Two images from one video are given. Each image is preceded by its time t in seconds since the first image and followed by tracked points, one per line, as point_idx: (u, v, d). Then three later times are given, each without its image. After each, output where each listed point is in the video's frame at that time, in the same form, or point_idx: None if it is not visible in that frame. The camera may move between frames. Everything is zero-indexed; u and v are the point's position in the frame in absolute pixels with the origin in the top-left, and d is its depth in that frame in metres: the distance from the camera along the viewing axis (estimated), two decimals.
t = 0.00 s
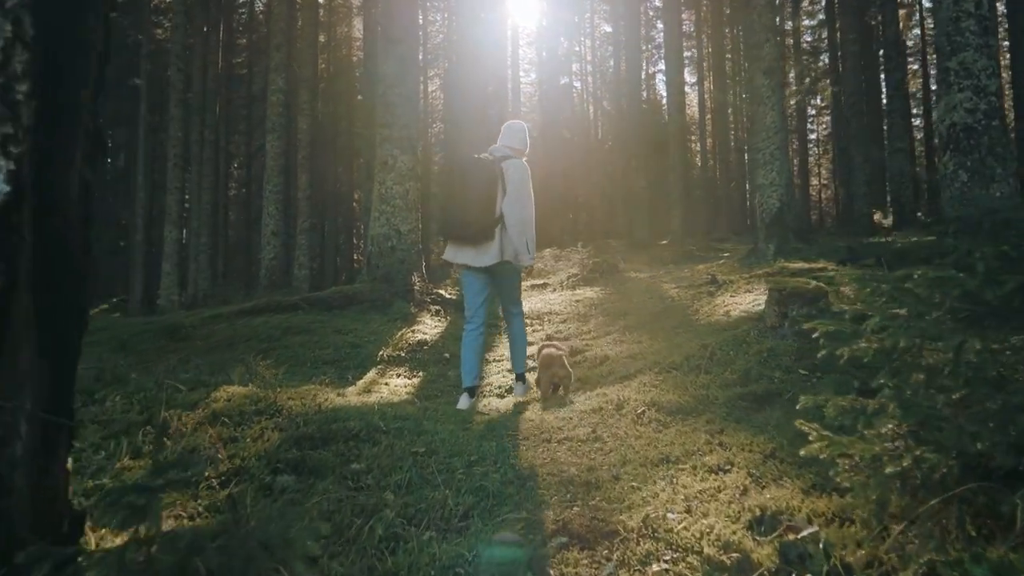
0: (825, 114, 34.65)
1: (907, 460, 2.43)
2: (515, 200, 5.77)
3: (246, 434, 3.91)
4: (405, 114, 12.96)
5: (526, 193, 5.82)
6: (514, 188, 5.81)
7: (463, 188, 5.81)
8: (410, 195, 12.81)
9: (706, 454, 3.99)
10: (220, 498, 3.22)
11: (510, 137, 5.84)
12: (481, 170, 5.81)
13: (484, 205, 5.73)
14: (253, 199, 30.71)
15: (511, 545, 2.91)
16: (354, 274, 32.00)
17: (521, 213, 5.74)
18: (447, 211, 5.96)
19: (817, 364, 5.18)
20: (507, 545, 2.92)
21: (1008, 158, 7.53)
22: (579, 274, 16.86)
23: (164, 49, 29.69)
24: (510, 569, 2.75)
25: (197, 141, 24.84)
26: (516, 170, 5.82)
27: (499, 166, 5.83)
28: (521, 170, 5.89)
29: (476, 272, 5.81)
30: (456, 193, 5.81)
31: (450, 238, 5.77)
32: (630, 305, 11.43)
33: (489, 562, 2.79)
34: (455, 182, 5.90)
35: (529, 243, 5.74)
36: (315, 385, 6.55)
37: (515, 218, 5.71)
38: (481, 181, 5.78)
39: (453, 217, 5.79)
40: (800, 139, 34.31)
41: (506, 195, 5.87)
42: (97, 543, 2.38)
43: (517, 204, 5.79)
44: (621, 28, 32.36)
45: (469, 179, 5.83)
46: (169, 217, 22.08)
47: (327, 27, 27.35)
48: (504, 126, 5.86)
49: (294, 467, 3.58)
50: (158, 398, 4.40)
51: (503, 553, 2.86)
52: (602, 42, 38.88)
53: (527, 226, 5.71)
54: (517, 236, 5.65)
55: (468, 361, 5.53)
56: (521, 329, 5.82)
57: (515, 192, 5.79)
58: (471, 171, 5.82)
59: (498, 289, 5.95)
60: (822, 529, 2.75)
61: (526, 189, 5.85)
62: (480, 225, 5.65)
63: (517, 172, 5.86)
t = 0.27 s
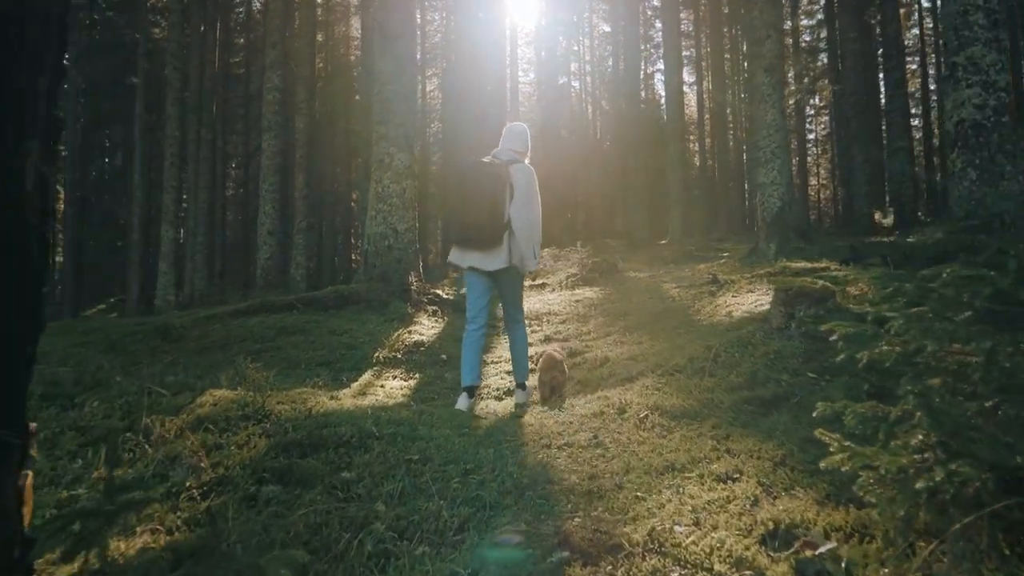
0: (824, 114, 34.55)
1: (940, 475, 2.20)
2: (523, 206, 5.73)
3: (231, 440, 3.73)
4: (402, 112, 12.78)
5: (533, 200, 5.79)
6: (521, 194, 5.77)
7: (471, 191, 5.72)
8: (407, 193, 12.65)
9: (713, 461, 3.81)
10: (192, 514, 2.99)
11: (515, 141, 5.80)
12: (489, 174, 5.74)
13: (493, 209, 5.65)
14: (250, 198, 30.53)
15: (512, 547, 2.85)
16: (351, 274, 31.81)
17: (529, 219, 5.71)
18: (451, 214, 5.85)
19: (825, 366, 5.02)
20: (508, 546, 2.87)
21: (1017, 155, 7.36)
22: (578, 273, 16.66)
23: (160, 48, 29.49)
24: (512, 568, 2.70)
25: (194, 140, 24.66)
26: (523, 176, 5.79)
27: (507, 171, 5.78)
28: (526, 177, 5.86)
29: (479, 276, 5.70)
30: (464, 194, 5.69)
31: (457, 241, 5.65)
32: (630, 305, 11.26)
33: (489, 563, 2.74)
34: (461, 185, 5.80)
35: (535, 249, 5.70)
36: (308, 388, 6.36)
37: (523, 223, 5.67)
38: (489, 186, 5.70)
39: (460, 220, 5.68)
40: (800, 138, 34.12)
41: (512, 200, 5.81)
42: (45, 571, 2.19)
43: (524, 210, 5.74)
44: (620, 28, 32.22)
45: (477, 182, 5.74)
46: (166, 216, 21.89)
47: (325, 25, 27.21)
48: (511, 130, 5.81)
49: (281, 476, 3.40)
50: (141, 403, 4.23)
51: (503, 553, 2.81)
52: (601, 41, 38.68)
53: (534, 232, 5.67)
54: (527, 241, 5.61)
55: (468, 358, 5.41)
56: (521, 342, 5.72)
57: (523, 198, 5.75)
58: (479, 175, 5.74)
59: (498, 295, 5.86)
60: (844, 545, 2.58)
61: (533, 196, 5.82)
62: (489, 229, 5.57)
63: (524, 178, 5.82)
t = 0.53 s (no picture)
0: (823, 113, 34.44)
1: (969, 489, 2.04)
2: (529, 209, 5.77)
3: (218, 447, 3.59)
4: (399, 111, 12.66)
5: (538, 202, 5.82)
6: (526, 196, 5.80)
7: (477, 193, 5.74)
8: (404, 192, 12.52)
9: (716, 468, 3.67)
10: (170, 529, 2.85)
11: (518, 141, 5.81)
12: (495, 176, 5.77)
13: (500, 211, 5.67)
14: (247, 198, 30.35)
15: (515, 545, 2.87)
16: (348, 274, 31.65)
17: (534, 222, 5.75)
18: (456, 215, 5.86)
19: (832, 369, 4.88)
20: (511, 545, 2.88)
21: None
22: (577, 273, 16.53)
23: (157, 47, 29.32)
24: (521, 565, 2.71)
25: (191, 139, 24.50)
26: (529, 178, 5.81)
27: (513, 173, 5.81)
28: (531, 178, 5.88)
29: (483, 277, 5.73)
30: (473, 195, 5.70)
31: (463, 242, 5.66)
32: (629, 306, 11.11)
33: (497, 561, 2.74)
34: (467, 187, 5.82)
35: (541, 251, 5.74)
36: (301, 391, 6.23)
37: (529, 227, 5.71)
38: (496, 188, 5.73)
39: (467, 222, 5.70)
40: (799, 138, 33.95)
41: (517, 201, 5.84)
42: None
43: (530, 212, 5.78)
44: (619, 27, 32.10)
45: (483, 184, 5.76)
46: (162, 216, 21.71)
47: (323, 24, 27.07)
48: (515, 131, 5.85)
49: (268, 485, 3.26)
50: (126, 407, 4.09)
51: (506, 551, 2.83)
52: (600, 42, 38.55)
53: (540, 234, 5.72)
54: (532, 245, 5.65)
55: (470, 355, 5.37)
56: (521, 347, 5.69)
57: (528, 200, 5.78)
58: (485, 176, 5.76)
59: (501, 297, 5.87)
60: (862, 563, 2.43)
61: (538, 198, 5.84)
62: (496, 231, 5.59)
63: (529, 180, 5.84)
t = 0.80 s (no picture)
0: (820, 113, 34.35)
1: (1001, 513, 1.97)
2: (534, 208, 5.75)
3: (199, 457, 3.43)
4: (395, 109, 12.50)
5: (544, 200, 5.78)
6: (532, 195, 5.79)
7: (482, 195, 5.80)
8: (400, 192, 12.36)
9: (720, 479, 3.52)
10: (145, 548, 2.70)
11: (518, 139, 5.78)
12: (499, 176, 5.80)
13: (504, 211, 5.71)
14: (242, 198, 30.14)
15: (519, 545, 2.89)
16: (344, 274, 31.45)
17: (540, 220, 5.73)
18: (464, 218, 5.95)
19: (838, 373, 4.73)
20: (515, 545, 2.90)
21: None
22: (574, 273, 16.38)
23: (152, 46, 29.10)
24: (529, 563, 2.73)
25: (187, 139, 24.29)
26: (534, 176, 5.78)
27: (518, 171, 5.82)
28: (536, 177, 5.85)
29: (489, 277, 5.76)
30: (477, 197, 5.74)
31: (469, 243, 5.73)
32: (627, 306, 10.96)
33: (505, 560, 2.76)
34: (473, 190, 5.88)
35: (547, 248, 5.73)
36: (293, 396, 6.08)
37: (533, 226, 5.70)
38: (499, 188, 5.77)
39: (472, 224, 5.77)
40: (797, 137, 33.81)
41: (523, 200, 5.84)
42: None
43: (535, 211, 5.76)
44: (616, 27, 31.97)
45: (487, 186, 5.81)
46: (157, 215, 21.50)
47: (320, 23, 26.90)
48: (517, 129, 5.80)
49: (251, 499, 3.09)
50: (106, 414, 3.93)
51: (509, 551, 2.85)
52: (597, 41, 38.37)
53: (546, 231, 5.71)
54: (536, 243, 5.63)
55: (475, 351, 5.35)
56: (522, 347, 5.67)
57: (534, 199, 5.76)
58: (490, 178, 5.81)
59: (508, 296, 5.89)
60: None
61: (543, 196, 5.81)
62: (500, 230, 5.63)
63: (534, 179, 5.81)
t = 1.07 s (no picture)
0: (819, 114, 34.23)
1: None
2: (536, 209, 5.80)
3: (176, 470, 3.27)
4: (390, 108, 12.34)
5: (545, 200, 5.84)
6: (533, 195, 5.84)
7: (483, 193, 5.80)
8: (395, 192, 12.20)
9: (724, 493, 3.35)
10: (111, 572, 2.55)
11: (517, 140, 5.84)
12: (501, 174, 5.80)
13: (506, 210, 5.73)
14: (238, 198, 29.91)
15: (523, 544, 2.93)
16: (339, 274, 31.24)
17: (541, 221, 5.79)
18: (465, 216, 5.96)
19: (844, 379, 4.57)
20: (519, 545, 2.94)
21: None
22: (571, 274, 16.22)
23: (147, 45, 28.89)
24: (528, 565, 2.76)
25: (183, 140, 24.11)
26: (536, 177, 5.83)
27: (519, 170, 5.85)
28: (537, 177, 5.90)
29: (489, 276, 5.81)
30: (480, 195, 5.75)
31: (471, 242, 5.76)
32: (625, 308, 10.81)
33: (506, 561, 2.80)
34: (473, 188, 5.89)
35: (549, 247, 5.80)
36: (282, 401, 5.91)
37: (535, 226, 5.76)
38: (501, 186, 5.77)
39: (474, 223, 5.78)
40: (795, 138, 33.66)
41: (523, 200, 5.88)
42: None
43: (537, 211, 5.81)
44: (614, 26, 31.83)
45: (489, 183, 5.81)
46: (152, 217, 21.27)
47: (318, 23, 26.71)
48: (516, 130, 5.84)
49: (228, 517, 2.93)
50: (82, 424, 3.76)
51: (513, 551, 2.89)
52: (594, 41, 38.22)
53: (548, 231, 5.77)
54: (538, 244, 5.71)
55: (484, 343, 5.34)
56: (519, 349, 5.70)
57: (536, 199, 5.80)
58: (491, 175, 5.81)
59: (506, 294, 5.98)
60: None
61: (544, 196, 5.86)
62: (503, 230, 5.67)
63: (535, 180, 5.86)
